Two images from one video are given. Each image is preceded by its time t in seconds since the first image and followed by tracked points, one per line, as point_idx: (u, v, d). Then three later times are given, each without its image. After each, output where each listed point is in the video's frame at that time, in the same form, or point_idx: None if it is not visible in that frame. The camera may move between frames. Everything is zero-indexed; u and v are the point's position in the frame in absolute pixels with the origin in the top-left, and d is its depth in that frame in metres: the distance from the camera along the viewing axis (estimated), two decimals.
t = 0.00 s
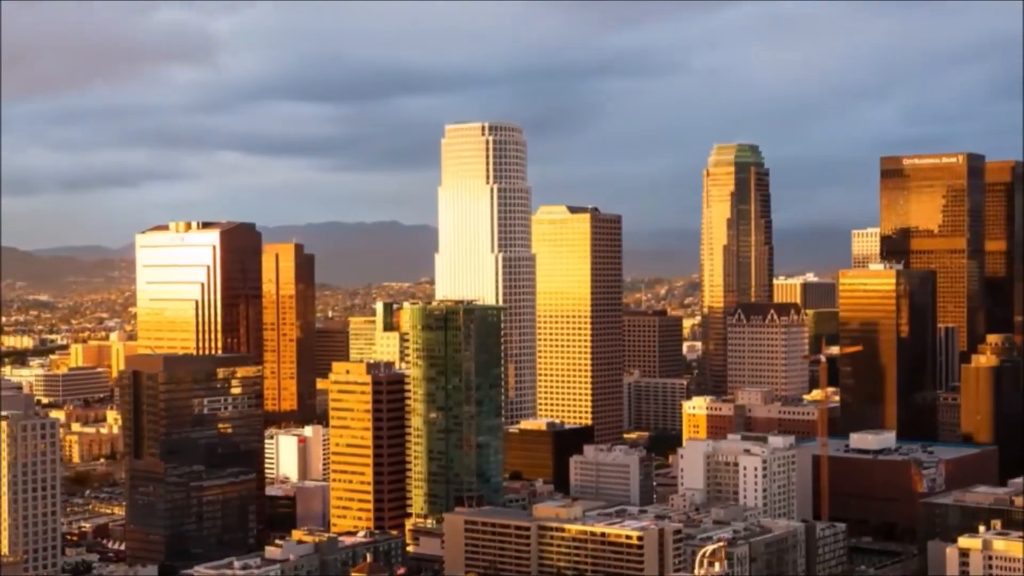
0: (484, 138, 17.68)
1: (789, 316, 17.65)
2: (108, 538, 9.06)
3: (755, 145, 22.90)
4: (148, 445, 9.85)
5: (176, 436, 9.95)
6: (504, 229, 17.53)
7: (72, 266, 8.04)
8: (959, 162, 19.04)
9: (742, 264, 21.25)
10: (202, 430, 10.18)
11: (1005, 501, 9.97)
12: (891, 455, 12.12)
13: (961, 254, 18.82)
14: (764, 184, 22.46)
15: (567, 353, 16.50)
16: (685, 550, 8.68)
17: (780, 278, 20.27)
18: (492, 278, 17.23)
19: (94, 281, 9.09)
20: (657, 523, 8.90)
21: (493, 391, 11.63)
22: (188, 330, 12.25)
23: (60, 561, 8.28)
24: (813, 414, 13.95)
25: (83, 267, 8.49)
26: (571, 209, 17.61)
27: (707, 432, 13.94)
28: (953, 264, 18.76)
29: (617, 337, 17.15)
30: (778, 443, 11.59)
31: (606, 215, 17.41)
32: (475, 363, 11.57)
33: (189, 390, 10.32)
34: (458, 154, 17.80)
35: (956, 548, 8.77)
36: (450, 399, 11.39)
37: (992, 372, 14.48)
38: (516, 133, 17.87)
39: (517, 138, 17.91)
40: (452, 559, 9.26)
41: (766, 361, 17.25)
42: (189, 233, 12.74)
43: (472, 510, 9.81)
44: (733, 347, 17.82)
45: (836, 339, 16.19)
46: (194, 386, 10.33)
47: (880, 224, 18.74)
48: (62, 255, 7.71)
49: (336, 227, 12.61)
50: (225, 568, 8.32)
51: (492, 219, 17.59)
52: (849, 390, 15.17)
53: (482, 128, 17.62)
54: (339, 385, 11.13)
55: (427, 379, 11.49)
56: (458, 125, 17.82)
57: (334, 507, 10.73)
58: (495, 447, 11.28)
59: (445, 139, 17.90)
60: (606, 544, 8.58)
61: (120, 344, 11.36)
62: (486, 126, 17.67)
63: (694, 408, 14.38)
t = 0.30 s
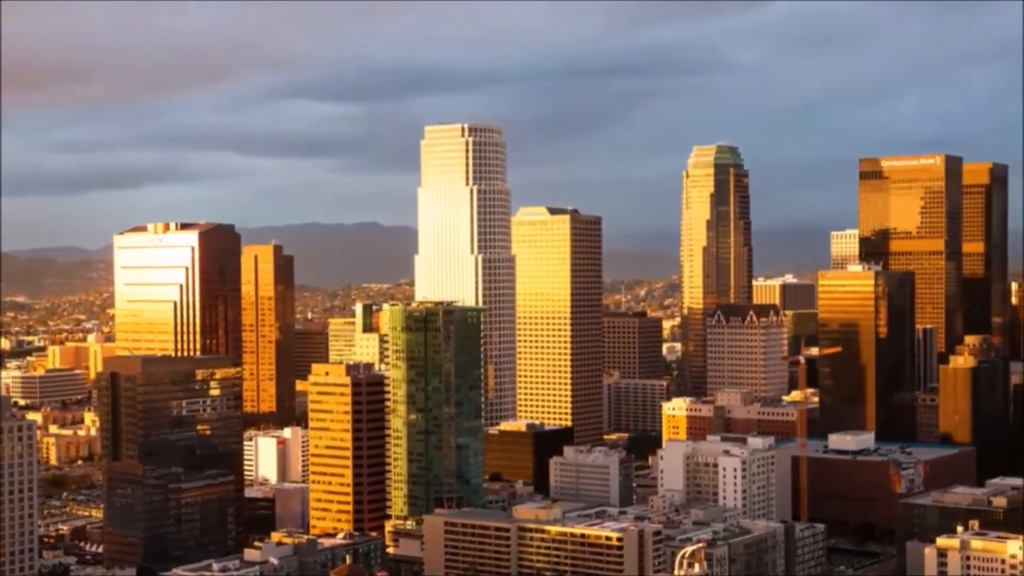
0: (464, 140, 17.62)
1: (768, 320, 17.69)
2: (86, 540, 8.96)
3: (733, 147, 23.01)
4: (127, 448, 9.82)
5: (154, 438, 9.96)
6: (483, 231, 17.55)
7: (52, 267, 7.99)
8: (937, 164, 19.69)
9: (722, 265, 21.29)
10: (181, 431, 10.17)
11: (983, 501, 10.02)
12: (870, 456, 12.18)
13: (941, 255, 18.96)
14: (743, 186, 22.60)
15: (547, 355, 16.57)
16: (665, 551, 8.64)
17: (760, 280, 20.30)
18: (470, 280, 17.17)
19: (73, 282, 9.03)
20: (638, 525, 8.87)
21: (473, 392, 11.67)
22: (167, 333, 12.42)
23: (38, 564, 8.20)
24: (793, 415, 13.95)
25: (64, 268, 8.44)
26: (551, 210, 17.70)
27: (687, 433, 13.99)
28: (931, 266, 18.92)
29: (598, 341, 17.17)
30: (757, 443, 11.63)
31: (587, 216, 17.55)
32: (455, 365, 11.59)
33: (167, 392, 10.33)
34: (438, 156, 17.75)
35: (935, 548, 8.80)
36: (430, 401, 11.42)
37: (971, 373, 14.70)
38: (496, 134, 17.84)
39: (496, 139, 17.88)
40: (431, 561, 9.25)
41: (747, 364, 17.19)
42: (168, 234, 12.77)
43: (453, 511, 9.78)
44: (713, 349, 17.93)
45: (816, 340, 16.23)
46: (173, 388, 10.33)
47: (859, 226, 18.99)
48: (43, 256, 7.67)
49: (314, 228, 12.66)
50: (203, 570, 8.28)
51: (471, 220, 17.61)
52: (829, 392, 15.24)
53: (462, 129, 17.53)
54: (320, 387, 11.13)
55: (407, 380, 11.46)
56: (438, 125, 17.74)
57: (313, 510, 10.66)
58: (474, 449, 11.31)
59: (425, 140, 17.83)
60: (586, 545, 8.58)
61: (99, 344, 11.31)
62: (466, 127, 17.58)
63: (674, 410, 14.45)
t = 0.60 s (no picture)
0: (444, 141, 17.59)
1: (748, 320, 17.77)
2: (62, 543, 9.29)
3: (713, 148, 23.04)
4: (104, 449, 9.77)
5: (132, 440, 9.85)
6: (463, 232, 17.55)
7: (30, 270, 7.96)
8: (915, 166, 19.57)
9: (701, 266, 21.33)
10: (159, 433, 10.05)
11: (961, 502, 10.06)
12: (849, 457, 12.20)
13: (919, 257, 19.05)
14: (723, 186, 22.57)
15: (524, 354, 16.48)
16: (644, 552, 8.66)
17: (739, 281, 20.34)
18: (449, 282, 17.22)
19: (50, 285, 8.98)
20: (618, 526, 8.88)
21: (453, 393, 11.67)
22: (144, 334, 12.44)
23: (15, 566, 8.34)
24: (773, 416, 13.98)
25: (42, 271, 8.40)
26: (531, 211, 17.63)
27: (667, 434, 14.00)
28: (910, 268, 18.97)
29: (577, 341, 17.19)
30: (736, 446, 11.62)
31: (564, 219, 17.48)
32: (434, 366, 11.52)
33: (146, 394, 10.17)
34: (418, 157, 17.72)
35: (913, 548, 8.82)
36: (409, 402, 11.38)
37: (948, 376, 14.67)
38: (475, 135, 17.80)
39: (475, 140, 17.86)
40: (411, 563, 9.21)
41: (726, 363, 17.32)
42: (146, 234, 12.70)
43: (432, 512, 9.76)
44: (692, 351, 17.94)
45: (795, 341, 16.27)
46: (151, 390, 10.18)
47: (838, 228, 19.00)
48: (23, 259, 7.64)
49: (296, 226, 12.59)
50: (182, 573, 8.26)
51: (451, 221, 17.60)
52: (808, 393, 15.28)
53: (442, 130, 17.51)
54: (298, 388, 11.08)
55: (387, 382, 11.46)
56: (417, 127, 17.72)
57: (293, 510, 10.70)
58: (453, 451, 11.31)
59: (404, 141, 17.78)
60: (566, 547, 8.58)
61: (76, 347, 11.40)
62: (445, 128, 17.57)
63: (653, 411, 14.37)
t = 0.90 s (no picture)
0: (423, 143, 17.55)
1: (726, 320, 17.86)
2: (38, 546, 9.22)
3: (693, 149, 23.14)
4: (82, 452, 9.71)
5: (110, 442, 9.79)
6: (442, 233, 17.51)
7: (8, 270, 7.92)
8: (893, 168, 19.93)
9: (681, 267, 21.34)
10: (137, 435, 10.01)
11: (939, 502, 10.09)
12: (827, 458, 12.23)
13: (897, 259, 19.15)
14: (703, 188, 22.66)
15: (503, 358, 16.53)
16: (624, 554, 8.66)
17: (719, 282, 20.36)
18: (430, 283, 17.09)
19: (28, 286, 8.93)
20: (597, 527, 8.89)
21: (433, 395, 11.64)
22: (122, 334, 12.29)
23: None
24: (751, 417, 14.03)
25: (20, 271, 8.36)
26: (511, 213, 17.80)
27: (646, 435, 14.05)
28: (889, 270, 19.04)
29: (556, 341, 17.28)
30: (716, 446, 11.68)
31: (546, 220, 17.61)
32: (413, 368, 11.58)
33: (125, 397, 10.15)
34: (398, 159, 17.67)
35: (891, 549, 8.85)
36: (388, 404, 11.40)
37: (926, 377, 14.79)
38: (454, 137, 17.75)
39: (455, 142, 17.82)
40: (391, 566, 9.19)
41: (706, 363, 17.49)
42: (125, 235, 12.58)
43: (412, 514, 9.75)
44: (671, 352, 17.99)
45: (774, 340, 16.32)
46: (130, 393, 10.15)
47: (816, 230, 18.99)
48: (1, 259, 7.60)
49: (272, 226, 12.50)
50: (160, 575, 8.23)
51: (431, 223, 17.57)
52: (787, 394, 15.32)
53: (421, 132, 17.48)
54: (278, 390, 11.07)
55: (366, 383, 11.44)
56: (396, 129, 17.69)
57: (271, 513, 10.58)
58: (433, 452, 11.31)
59: (384, 143, 17.73)
60: (546, 548, 8.58)
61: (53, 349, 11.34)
62: (423, 130, 17.52)
63: (633, 412, 14.42)
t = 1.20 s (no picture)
0: (400, 143, 17.36)
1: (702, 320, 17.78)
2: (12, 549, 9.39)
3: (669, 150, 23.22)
4: (57, 454, 9.66)
5: (84, 445, 9.77)
6: (419, 235, 17.44)
7: None
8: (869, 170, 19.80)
9: (657, 268, 21.36)
10: (112, 438, 9.95)
11: (914, 503, 10.11)
12: (803, 459, 12.28)
13: (873, 260, 19.17)
14: (679, 189, 22.73)
15: (481, 359, 16.57)
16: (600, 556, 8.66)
17: (695, 284, 20.38)
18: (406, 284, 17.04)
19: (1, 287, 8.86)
20: (574, 528, 8.89)
21: (410, 397, 11.64)
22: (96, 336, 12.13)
23: None
24: (728, 418, 14.07)
25: None
26: (487, 214, 17.85)
27: (623, 437, 14.03)
28: (863, 270, 19.11)
29: (532, 343, 17.24)
30: (693, 447, 11.72)
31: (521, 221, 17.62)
32: (390, 370, 11.53)
33: (99, 399, 10.11)
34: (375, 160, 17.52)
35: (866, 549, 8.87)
36: (365, 406, 11.39)
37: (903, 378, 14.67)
38: (432, 137, 17.58)
39: (432, 142, 17.64)
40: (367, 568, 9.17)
41: (683, 360, 17.42)
42: (99, 236, 12.50)
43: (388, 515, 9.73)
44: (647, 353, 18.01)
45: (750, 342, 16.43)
46: (105, 395, 10.12)
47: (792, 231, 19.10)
48: None
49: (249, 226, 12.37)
50: None
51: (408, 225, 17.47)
52: (762, 394, 15.42)
53: (398, 133, 17.30)
54: (255, 392, 11.01)
55: (343, 386, 11.45)
56: (373, 131, 17.54)
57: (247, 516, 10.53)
58: (410, 454, 11.28)
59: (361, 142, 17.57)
60: (523, 550, 8.58)
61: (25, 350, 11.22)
62: (400, 131, 17.36)
63: (609, 413, 14.37)
